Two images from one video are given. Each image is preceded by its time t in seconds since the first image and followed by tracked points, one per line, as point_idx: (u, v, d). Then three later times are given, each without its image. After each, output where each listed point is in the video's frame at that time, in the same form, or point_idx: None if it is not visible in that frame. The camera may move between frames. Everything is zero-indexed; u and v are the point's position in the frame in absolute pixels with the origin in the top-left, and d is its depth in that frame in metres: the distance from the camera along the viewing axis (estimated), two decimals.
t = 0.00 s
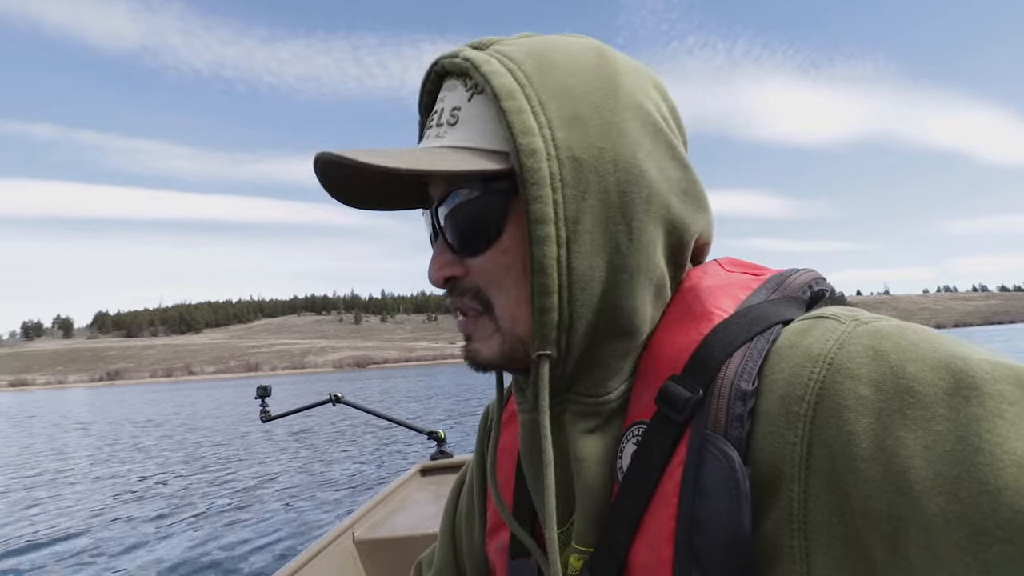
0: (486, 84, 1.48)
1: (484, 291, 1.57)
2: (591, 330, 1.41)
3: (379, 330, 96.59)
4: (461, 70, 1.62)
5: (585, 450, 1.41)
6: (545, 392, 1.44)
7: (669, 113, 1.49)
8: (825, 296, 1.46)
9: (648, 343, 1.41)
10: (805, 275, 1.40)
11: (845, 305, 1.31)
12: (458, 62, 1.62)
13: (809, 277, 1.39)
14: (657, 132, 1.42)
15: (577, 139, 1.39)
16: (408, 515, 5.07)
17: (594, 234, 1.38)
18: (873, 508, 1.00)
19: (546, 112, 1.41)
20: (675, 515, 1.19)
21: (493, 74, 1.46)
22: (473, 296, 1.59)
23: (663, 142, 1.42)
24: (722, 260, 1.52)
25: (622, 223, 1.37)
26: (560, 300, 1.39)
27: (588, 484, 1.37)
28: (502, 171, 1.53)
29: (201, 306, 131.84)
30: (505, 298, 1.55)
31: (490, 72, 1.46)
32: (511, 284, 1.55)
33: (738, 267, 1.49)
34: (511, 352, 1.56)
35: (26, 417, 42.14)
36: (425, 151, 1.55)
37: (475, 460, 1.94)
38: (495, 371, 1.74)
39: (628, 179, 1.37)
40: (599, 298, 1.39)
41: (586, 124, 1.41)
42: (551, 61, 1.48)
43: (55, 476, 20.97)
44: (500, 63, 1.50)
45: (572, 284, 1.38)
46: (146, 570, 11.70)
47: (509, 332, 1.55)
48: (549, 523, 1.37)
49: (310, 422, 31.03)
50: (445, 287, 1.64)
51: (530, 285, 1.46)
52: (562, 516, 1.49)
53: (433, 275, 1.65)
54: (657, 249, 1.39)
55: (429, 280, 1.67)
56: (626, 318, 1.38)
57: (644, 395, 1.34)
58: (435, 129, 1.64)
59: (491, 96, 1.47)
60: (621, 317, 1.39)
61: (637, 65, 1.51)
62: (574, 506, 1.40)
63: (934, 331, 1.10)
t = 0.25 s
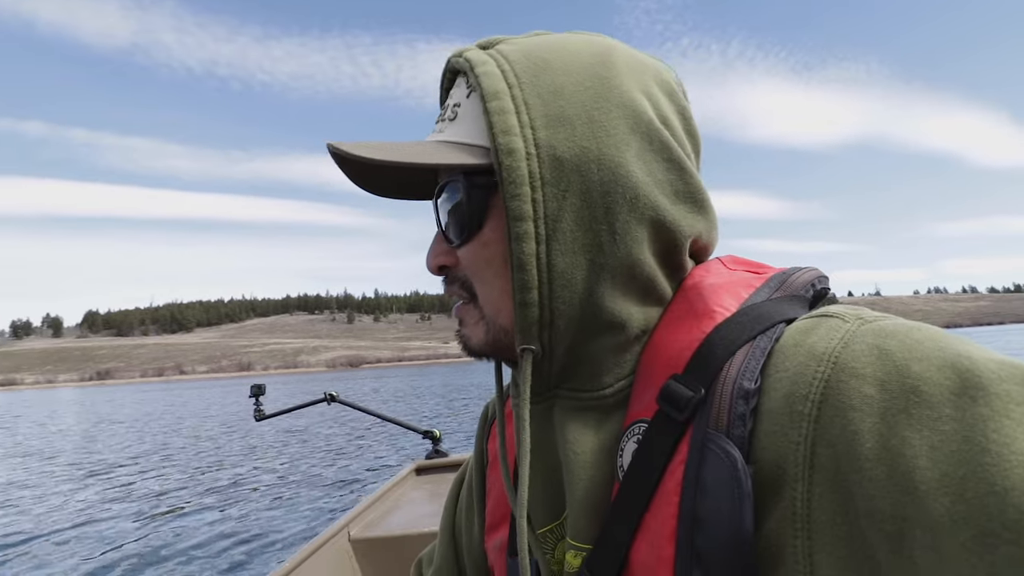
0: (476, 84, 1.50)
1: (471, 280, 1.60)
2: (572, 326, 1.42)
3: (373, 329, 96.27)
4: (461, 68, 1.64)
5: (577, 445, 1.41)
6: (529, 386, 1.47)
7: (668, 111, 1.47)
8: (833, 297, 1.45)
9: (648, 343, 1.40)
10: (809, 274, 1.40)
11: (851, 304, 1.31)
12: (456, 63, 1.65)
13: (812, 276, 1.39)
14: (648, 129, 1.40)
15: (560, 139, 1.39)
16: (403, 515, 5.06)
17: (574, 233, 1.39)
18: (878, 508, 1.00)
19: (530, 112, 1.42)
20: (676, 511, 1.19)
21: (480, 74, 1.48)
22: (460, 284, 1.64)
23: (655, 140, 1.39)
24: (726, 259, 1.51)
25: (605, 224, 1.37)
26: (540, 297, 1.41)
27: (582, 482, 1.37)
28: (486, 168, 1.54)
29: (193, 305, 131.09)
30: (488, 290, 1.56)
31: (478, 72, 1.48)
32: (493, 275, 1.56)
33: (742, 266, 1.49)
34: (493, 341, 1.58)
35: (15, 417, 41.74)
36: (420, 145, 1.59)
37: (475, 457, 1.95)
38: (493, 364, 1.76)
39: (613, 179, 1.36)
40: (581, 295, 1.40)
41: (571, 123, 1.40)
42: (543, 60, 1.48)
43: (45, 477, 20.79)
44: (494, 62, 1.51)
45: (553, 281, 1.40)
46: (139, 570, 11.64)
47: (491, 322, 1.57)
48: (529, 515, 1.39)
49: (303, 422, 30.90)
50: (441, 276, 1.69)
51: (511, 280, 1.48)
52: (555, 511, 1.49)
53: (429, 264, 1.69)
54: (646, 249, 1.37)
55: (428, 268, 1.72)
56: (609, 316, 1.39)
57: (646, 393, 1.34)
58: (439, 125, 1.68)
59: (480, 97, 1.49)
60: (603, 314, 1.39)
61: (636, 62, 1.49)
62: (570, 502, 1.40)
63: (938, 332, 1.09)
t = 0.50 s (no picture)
0: (469, 88, 1.48)
1: (467, 281, 1.58)
2: (569, 327, 1.40)
3: (363, 331, 95.85)
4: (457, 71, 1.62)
5: (580, 446, 1.40)
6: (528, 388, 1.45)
7: (663, 110, 1.45)
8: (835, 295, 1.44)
9: (650, 343, 1.39)
10: (811, 273, 1.39)
11: (854, 302, 1.30)
12: (451, 65, 1.63)
13: (815, 274, 1.38)
14: (641, 129, 1.38)
15: (552, 140, 1.38)
16: (396, 518, 5.03)
17: (569, 234, 1.37)
18: (883, 508, 0.99)
19: (521, 114, 1.41)
20: (682, 512, 1.17)
21: (474, 78, 1.46)
22: (458, 283, 1.62)
23: (648, 140, 1.38)
24: (727, 259, 1.50)
25: (600, 225, 1.36)
26: (537, 297, 1.39)
27: (585, 484, 1.36)
28: (479, 169, 1.52)
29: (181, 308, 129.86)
30: (482, 289, 1.55)
31: (470, 76, 1.47)
32: (487, 274, 1.53)
33: (744, 266, 1.48)
34: (489, 339, 1.55)
35: None
36: (414, 148, 1.59)
37: (476, 458, 1.93)
38: (494, 364, 1.75)
39: (607, 180, 1.35)
40: (577, 295, 1.38)
41: (563, 124, 1.38)
42: (535, 62, 1.46)
43: (31, 484, 20.52)
44: (487, 66, 1.49)
45: (549, 282, 1.38)
46: None
47: (486, 321, 1.55)
48: (531, 518, 1.37)
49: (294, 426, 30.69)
50: (438, 276, 1.68)
51: (506, 280, 1.46)
52: (557, 513, 1.48)
53: (427, 264, 1.68)
54: (643, 249, 1.36)
55: (426, 269, 1.72)
56: (607, 317, 1.37)
57: (649, 394, 1.32)
58: (437, 128, 1.67)
59: (472, 100, 1.47)
60: (601, 315, 1.38)
61: (631, 62, 1.48)
62: (572, 504, 1.39)
63: (941, 330, 1.08)
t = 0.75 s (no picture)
0: (477, 91, 1.49)
1: (469, 280, 1.60)
2: (569, 328, 1.41)
3: (365, 330, 95.93)
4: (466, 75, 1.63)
5: (579, 449, 1.40)
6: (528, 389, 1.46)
7: (669, 117, 1.45)
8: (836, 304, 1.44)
9: (651, 348, 1.39)
10: (814, 280, 1.39)
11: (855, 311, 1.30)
12: (462, 68, 1.64)
13: (816, 282, 1.38)
14: (644, 134, 1.38)
15: (555, 143, 1.38)
16: (396, 518, 5.04)
17: (570, 236, 1.38)
18: (881, 514, 0.99)
19: (526, 117, 1.41)
20: (681, 517, 1.18)
21: (481, 81, 1.47)
22: (461, 282, 1.64)
23: (651, 145, 1.38)
24: (729, 266, 1.50)
25: (601, 228, 1.36)
26: (537, 298, 1.40)
27: (584, 487, 1.37)
28: (482, 170, 1.53)
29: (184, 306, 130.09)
30: (484, 288, 1.55)
31: (478, 79, 1.47)
32: (489, 272, 1.54)
33: (745, 273, 1.48)
34: (489, 336, 1.57)
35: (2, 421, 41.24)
36: (423, 147, 1.60)
37: (477, 460, 1.94)
38: (497, 365, 1.75)
39: (609, 184, 1.35)
40: (577, 297, 1.39)
41: (567, 128, 1.39)
42: (543, 66, 1.47)
43: (34, 481, 20.60)
44: (495, 70, 1.50)
45: (550, 282, 1.39)
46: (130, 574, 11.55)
47: (487, 319, 1.56)
48: (530, 519, 1.38)
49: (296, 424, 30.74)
50: (443, 274, 1.69)
51: (507, 280, 1.47)
52: (556, 516, 1.48)
53: (433, 262, 1.70)
54: (645, 252, 1.36)
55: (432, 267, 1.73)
56: (606, 319, 1.38)
57: (649, 398, 1.33)
58: (447, 129, 1.68)
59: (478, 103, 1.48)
60: (600, 318, 1.38)
61: (637, 68, 1.48)
62: (571, 507, 1.39)
63: (942, 338, 1.09)
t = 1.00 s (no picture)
0: (477, 99, 1.50)
1: (471, 283, 1.61)
2: (571, 331, 1.42)
3: (371, 328, 96.16)
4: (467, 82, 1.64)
5: (584, 451, 1.42)
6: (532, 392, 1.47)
7: (667, 121, 1.46)
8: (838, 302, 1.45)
9: (653, 351, 1.40)
10: (815, 281, 1.40)
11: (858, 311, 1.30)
12: (463, 76, 1.65)
13: (818, 282, 1.39)
14: (642, 139, 1.39)
15: (554, 148, 1.39)
16: (405, 517, 5.08)
17: (569, 240, 1.39)
18: (884, 515, 1.00)
19: (524, 123, 1.42)
20: (686, 519, 1.19)
21: (480, 89, 1.47)
22: (465, 286, 1.65)
23: (649, 149, 1.39)
24: (731, 268, 1.51)
25: (601, 232, 1.37)
26: (538, 300, 1.41)
27: (589, 489, 1.38)
28: (482, 175, 1.54)
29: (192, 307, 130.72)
30: (485, 291, 1.56)
31: (477, 87, 1.48)
32: (490, 275, 1.55)
33: (747, 274, 1.49)
34: (491, 338, 1.58)
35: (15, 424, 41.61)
36: (424, 154, 1.61)
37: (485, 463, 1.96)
38: (502, 368, 1.77)
39: (606, 188, 1.36)
40: (577, 300, 1.40)
41: (565, 133, 1.39)
42: (541, 73, 1.47)
43: (48, 483, 20.82)
44: (495, 78, 1.50)
45: (550, 285, 1.40)
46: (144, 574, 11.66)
47: (488, 322, 1.57)
48: (536, 522, 1.39)
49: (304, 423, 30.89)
50: (447, 279, 1.70)
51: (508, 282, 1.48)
52: (563, 519, 1.49)
53: (437, 266, 1.71)
54: (644, 255, 1.36)
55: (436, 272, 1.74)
56: (608, 322, 1.39)
57: (653, 402, 1.34)
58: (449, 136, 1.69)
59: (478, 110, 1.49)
60: (601, 321, 1.39)
61: (636, 73, 1.48)
62: (576, 509, 1.40)
63: (944, 338, 1.09)
